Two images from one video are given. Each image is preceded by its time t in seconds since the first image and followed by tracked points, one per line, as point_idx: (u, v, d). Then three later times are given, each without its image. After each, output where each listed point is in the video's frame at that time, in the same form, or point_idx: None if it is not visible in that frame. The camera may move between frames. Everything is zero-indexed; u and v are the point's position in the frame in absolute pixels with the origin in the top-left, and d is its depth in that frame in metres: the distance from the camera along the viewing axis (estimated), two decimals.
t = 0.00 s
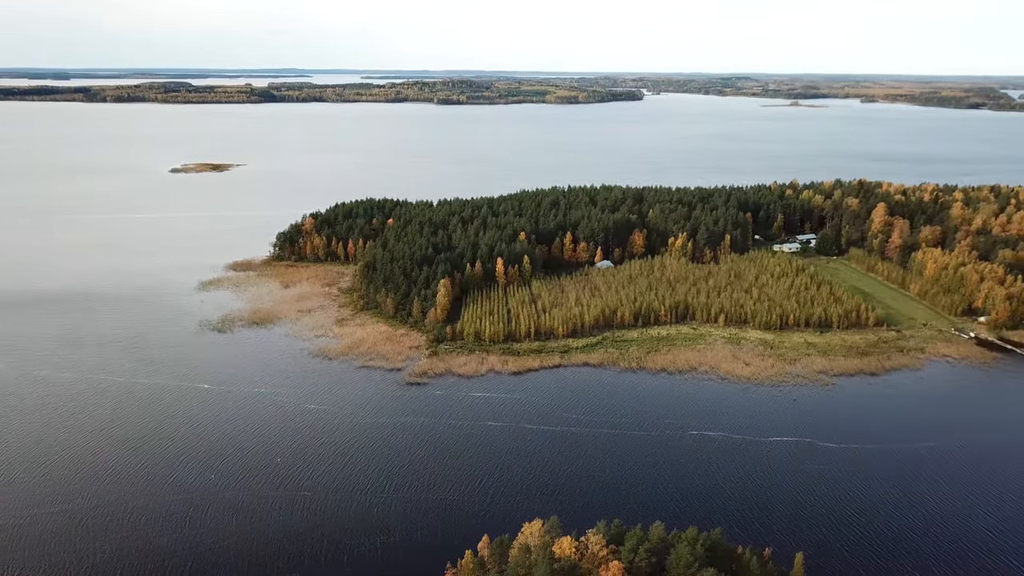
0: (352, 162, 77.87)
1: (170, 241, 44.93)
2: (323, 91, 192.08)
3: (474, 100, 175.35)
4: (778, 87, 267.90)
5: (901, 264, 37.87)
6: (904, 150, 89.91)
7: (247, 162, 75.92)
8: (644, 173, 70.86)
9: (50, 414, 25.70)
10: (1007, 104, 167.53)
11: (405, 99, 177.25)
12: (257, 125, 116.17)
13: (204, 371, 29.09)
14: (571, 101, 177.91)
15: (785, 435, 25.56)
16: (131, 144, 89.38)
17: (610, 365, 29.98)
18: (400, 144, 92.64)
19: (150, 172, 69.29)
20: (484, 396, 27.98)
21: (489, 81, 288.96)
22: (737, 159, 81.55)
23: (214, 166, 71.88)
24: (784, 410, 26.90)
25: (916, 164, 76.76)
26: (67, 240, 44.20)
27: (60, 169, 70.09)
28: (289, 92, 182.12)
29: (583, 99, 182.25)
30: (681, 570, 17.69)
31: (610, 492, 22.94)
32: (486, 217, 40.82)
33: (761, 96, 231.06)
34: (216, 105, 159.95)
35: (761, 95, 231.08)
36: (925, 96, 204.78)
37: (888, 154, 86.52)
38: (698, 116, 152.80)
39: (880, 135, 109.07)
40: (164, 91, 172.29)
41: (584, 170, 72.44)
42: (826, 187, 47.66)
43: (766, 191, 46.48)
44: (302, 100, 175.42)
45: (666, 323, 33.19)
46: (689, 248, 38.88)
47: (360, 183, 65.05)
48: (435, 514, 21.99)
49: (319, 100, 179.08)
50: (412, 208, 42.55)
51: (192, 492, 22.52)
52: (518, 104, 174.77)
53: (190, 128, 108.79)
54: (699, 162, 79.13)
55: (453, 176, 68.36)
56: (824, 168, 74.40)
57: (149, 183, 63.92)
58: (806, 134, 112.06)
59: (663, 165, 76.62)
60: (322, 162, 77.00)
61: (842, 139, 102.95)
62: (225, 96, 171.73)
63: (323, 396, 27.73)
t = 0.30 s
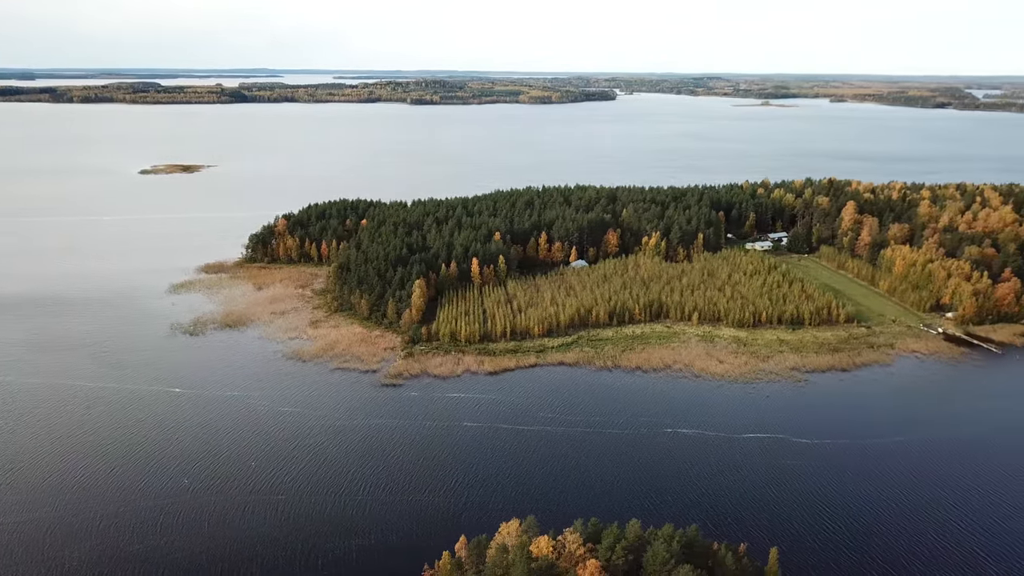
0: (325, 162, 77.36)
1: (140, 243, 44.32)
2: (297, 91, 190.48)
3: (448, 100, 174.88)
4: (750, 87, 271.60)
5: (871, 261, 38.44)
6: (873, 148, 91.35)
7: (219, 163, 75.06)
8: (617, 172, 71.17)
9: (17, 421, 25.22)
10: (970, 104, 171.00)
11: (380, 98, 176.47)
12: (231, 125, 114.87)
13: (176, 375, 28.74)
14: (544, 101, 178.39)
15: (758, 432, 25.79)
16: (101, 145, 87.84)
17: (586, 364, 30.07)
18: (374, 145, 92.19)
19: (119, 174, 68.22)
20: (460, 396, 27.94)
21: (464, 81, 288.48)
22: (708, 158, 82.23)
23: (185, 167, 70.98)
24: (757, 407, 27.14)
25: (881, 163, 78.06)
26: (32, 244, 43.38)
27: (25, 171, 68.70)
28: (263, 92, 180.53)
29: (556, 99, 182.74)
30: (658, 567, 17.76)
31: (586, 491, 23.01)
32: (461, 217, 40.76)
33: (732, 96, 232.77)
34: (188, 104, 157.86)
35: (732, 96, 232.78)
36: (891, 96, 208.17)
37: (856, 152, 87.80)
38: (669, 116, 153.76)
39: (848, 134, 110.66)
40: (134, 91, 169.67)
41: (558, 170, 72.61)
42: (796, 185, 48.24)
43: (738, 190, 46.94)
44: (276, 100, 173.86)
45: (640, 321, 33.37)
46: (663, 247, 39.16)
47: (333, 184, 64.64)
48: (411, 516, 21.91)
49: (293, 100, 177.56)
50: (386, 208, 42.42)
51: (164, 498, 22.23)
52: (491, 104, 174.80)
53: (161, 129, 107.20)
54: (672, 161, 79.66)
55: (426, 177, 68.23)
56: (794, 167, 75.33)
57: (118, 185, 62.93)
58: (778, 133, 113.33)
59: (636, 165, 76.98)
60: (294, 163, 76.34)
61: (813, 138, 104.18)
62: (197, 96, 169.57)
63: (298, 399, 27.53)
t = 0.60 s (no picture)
0: (298, 163, 76.77)
1: (111, 247, 43.66)
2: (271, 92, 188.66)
3: (421, 100, 174.19)
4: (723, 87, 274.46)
5: (843, 259, 38.94)
6: (844, 147, 92.61)
7: (190, 165, 74.10)
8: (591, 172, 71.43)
9: None
10: (935, 103, 174.35)
11: (355, 98, 175.65)
12: (206, 126, 113.52)
13: (148, 380, 28.34)
14: (517, 101, 178.75)
15: (733, 429, 25.99)
16: (70, 147, 86.24)
17: (562, 363, 30.13)
18: (349, 145, 91.73)
19: (88, 176, 67.08)
20: (436, 398, 27.85)
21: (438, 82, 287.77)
22: (681, 158, 82.84)
23: (155, 169, 70.00)
24: (732, 405, 27.33)
25: (850, 161, 79.21)
26: None
27: None
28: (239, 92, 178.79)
29: (530, 99, 183.15)
30: (636, 564, 17.81)
31: (564, 490, 23.04)
32: (436, 218, 40.67)
33: (704, 96, 234.42)
34: (159, 104, 155.59)
35: (704, 96, 234.42)
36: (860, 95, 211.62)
37: (827, 151, 88.95)
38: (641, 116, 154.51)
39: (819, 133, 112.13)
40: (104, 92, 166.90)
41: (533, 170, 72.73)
42: (768, 184, 48.75)
43: (711, 189, 47.35)
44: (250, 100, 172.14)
45: (616, 320, 33.50)
46: (638, 247, 39.42)
47: (307, 185, 64.19)
48: (389, 518, 21.80)
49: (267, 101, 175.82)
50: (361, 209, 42.19)
51: (135, 504, 21.92)
52: (465, 104, 174.63)
53: (131, 130, 105.54)
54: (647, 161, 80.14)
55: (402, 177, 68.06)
56: (766, 166, 76.16)
57: (87, 187, 61.88)
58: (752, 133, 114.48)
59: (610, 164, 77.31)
60: (268, 164, 75.68)
61: (786, 138, 105.38)
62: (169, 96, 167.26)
63: (273, 402, 27.29)
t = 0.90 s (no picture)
0: (270, 163, 76.11)
1: (80, 250, 42.97)
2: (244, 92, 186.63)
3: (396, 100, 173.66)
4: (697, 87, 277.01)
5: (816, 257, 39.40)
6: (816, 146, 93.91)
7: (160, 166, 73.11)
8: (565, 172, 71.71)
9: None
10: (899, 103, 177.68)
11: (330, 98, 174.70)
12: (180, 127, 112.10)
13: (120, 385, 27.95)
14: (491, 101, 179.05)
15: (709, 426, 26.16)
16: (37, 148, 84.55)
17: (539, 363, 30.19)
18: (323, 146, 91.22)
19: (56, 178, 65.89)
20: (413, 399, 27.78)
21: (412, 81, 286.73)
22: (655, 157, 83.42)
23: (125, 170, 68.97)
24: (707, 402, 27.52)
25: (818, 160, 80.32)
26: None
27: None
28: (213, 92, 176.94)
29: (504, 99, 183.53)
30: (613, 562, 17.87)
31: (541, 489, 23.08)
32: (411, 218, 40.59)
33: (677, 96, 236.35)
34: (129, 104, 153.07)
35: (677, 96, 236.35)
36: (830, 94, 214.92)
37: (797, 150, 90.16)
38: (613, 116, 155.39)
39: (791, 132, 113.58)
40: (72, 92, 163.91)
41: (507, 170, 72.86)
42: (741, 183, 49.23)
43: (685, 189, 47.73)
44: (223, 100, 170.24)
45: (592, 319, 33.63)
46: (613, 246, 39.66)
47: (282, 185, 63.72)
48: (366, 520, 21.69)
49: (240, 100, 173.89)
50: (335, 210, 41.96)
51: (108, 510, 21.61)
52: (438, 104, 174.57)
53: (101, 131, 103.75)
54: (622, 160, 80.56)
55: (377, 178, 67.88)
56: (739, 166, 76.93)
57: (55, 190, 60.76)
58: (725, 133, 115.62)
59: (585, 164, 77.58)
60: (242, 164, 75.00)
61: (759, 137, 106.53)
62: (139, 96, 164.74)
63: (247, 405, 27.05)
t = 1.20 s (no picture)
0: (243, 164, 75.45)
1: (48, 253, 42.27)
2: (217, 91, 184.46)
3: (369, 100, 172.91)
4: (672, 87, 279.23)
5: (789, 256, 39.83)
6: (789, 146, 95.06)
7: (131, 167, 72.11)
8: (539, 172, 71.93)
9: None
10: (854, 104, 182.02)
11: (304, 96, 173.48)
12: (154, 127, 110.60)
13: (90, 390, 27.54)
14: (466, 100, 179.16)
15: (685, 423, 26.33)
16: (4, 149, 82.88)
17: (516, 363, 30.20)
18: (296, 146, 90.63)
19: (23, 180, 64.67)
20: (389, 400, 27.67)
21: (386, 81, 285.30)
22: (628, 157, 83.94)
23: (95, 172, 67.94)
24: (682, 400, 27.69)
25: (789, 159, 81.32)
26: None
27: None
28: (187, 91, 174.76)
29: (478, 99, 183.78)
30: (591, 560, 17.92)
31: (518, 489, 23.09)
32: (386, 219, 40.43)
33: (650, 96, 238.05)
34: (97, 104, 150.54)
35: (650, 96, 238.06)
36: (802, 94, 217.71)
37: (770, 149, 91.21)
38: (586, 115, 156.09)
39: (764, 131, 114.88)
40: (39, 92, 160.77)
41: (481, 170, 72.93)
42: (715, 182, 49.67)
43: (659, 188, 48.07)
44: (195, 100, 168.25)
45: (568, 319, 33.72)
46: (588, 246, 39.86)
47: (257, 187, 63.18)
48: (342, 523, 21.55)
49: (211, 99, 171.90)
50: (309, 211, 41.69)
51: (78, 518, 21.27)
52: (411, 104, 174.38)
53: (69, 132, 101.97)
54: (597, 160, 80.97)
55: (352, 179, 67.62)
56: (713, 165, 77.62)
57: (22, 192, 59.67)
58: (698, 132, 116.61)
59: (560, 164, 77.79)
60: (215, 165, 74.22)
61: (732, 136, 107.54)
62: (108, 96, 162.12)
63: (221, 409, 26.78)
